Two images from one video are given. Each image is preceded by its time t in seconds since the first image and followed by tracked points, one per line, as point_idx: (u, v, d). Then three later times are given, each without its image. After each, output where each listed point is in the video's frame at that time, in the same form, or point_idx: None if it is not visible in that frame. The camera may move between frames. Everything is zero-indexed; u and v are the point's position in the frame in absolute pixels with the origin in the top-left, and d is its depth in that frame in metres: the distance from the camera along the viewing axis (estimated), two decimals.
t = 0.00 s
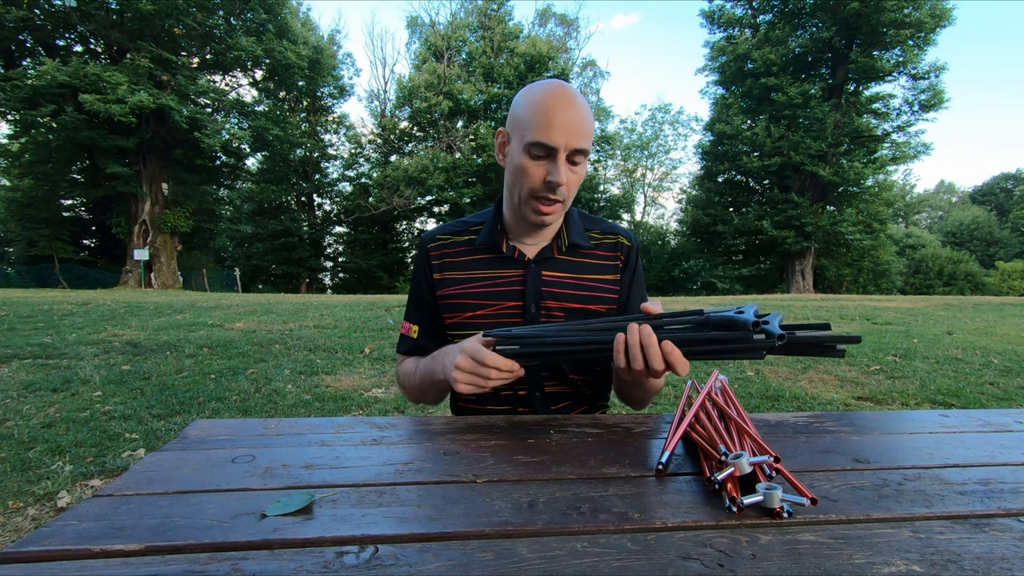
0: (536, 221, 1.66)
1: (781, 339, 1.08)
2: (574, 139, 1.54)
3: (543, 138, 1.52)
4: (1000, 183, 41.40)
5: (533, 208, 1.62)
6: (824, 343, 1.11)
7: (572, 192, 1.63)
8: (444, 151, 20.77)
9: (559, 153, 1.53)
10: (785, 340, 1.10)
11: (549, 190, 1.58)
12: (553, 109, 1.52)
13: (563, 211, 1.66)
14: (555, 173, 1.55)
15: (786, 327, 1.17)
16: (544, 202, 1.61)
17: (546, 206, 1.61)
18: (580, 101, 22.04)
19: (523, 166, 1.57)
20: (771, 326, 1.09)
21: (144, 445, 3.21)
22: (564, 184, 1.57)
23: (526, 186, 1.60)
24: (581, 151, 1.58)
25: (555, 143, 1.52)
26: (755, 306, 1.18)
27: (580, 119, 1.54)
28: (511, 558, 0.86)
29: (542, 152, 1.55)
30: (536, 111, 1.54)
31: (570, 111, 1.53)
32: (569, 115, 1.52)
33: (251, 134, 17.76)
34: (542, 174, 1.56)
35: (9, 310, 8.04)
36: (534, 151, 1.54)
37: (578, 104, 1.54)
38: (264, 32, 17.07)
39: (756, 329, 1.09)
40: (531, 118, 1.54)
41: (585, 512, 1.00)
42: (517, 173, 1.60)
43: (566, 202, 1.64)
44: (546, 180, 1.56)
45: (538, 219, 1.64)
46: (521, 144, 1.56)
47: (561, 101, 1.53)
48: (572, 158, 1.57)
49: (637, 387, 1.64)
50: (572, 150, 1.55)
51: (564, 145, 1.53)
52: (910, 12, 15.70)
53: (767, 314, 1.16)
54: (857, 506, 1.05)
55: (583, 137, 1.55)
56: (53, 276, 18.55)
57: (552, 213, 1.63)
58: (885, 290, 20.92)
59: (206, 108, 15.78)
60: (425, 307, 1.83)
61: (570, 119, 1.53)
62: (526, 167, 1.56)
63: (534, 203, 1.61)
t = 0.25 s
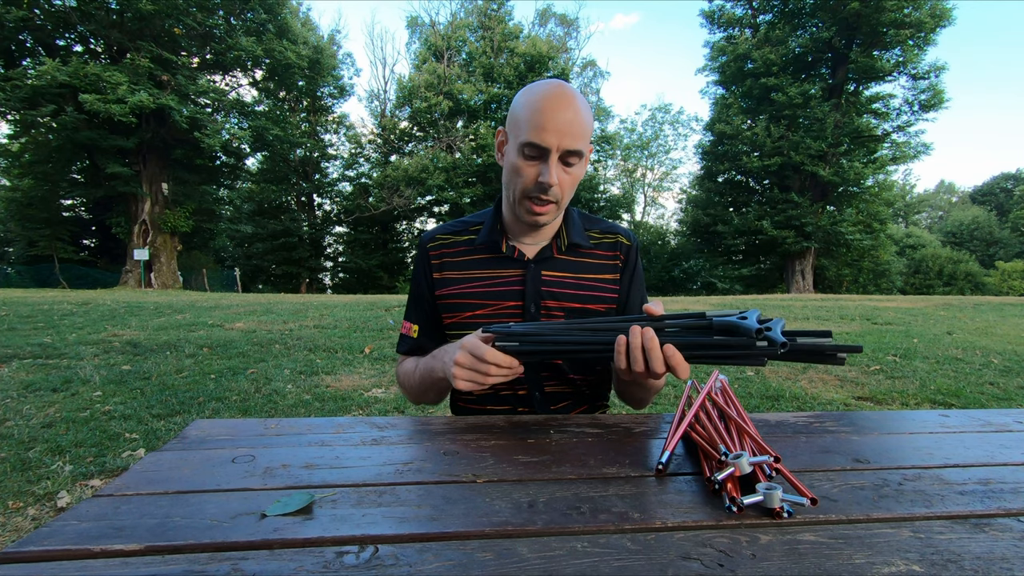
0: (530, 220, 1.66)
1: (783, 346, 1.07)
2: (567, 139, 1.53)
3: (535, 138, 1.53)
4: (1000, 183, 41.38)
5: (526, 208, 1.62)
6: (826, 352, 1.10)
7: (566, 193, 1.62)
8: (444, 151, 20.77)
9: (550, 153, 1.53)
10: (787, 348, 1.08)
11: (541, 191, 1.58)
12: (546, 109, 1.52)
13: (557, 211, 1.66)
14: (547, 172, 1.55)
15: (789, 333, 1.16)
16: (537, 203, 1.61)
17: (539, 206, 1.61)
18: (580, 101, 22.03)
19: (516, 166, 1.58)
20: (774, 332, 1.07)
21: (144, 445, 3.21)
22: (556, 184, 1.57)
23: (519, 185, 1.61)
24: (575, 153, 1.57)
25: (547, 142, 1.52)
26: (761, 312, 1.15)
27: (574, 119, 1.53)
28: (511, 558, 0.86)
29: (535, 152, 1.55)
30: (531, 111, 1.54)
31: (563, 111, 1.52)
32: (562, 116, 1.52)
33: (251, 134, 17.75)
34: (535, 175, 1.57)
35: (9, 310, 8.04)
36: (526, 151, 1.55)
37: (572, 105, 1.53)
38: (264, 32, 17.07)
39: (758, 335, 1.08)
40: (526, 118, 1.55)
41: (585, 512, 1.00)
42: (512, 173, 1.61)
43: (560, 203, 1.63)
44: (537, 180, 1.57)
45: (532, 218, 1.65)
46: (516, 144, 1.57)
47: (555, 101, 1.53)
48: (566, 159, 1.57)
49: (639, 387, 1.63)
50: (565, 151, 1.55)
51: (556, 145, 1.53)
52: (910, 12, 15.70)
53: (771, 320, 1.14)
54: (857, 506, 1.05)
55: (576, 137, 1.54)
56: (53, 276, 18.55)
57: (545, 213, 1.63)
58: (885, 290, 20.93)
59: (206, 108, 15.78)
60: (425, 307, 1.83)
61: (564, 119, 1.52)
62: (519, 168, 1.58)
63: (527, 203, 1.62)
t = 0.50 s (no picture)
0: (530, 217, 1.65)
1: (782, 345, 1.06)
2: (564, 133, 1.54)
3: (532, 132, 1.54)
4: (1000, 183, 41.37)
5: (526, 202, 1.61)
6: (824, 351, 1.11)
7: (565, 186, 1.61)
8: (444, 151, 20.76)
9: (548, 147, 1.54)
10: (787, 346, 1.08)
11: (540, 183, 1.57)
12: (542, 104, 1.54)
13: (557, 206, 1.64)
14: (545, 164, 1.54)
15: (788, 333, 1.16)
16: (536, 197, 1.60)
17: (538, 201, 1.60)
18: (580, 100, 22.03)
19: (515, 161, 1.58)
20: (774, 331, 1.06)
21: (144, 445, 3.21)
22: (555, 177, 1.56)
23: (517, 181, 1.60)
24: (572, 146, 1.57)
25: (544, 136, 1.53)
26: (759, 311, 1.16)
27: (570, 113, 1.54)
28: (511, 558, 0.86)
29: (533, 145, 1.55)
30: (527, 108, 1.56)
31: (560, 105, 1.54)
32: (557, 109, 1.53)
33: (251, 134, 17.75)
34: (532, 168, 1.57)
35: (9, 310, 8.03)
36: (525, 145, 1.56)
37: (568, 99, 1.55)
38: (264, 32, 17.07)
39: (758, 334, 1.08)
40: (523, 115, 1.56)
41: (585, 512, 1.00)
42: (511, 168, 1.61)
43: (559, 197, 1.62)
44: (535, 172, 1.56)
45: (531, 215, 1.63)
46: (515, 139, 1.57)
47: (551, 97, 1.55)
48: (563, 153, 1.57)
49: (637, 387, 1.63)
50: (562, 144, 1.55)
51: (553, 138, 1.53)
52: (910, 12, 15.70)
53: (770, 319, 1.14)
54: (857, 506, 1.05)
55: (572, 131, 1.55)
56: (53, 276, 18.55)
57: (544, 208, 1.61)
58: (885, 290, 20.94)
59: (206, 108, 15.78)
60: (424, 307, 1.83)
61: (560, 113, 1.53)
62: (517, 161, 1.57)
63: (526, 198, 1.61)
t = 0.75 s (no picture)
0: (531, 214, 1.64)
1: (778, 322, 1.10)
2: (564, 127, 1.55)
3: (531, 128, 1.55)
4: (999, 183, 41.34)
5: (526, 199, 1.61)
6: (817, 328, 1.10)
7: (566, 183, 1.61)
8: (444, 151, 20.76)
9: (548, 142, 1.54)
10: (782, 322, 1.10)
11: (540, 179, 1.57)
12: (542, 100, 1.55)
13: (558, 204, 1.63)
14: (546, 159, 1.54)
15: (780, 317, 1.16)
16: (537, 193, 1.60)
17: (540, 197, 1.59)
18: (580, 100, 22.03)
19: (515, 158, 1.58)
20: (768, 310, 1.11)
21: (144, 445, 3.21)
22: (555, 172, 1.56)
23: (518, 177, 1.60)
24: (572, 143, 1.58)
25: (544, 131, 1.54)
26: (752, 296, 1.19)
27: (570, 108, 1.56)
28: (511, 557, 0.86)
29: (532, 141, 1.56)
30: (526, 105, 1.57)
31: (560, 101, 1.55)
32: (556, 105, 1.54)
33: (251, 134, 17.75)
34: (534, 163, 1.57)
35: (9, 310, 8.03)
36: (525, 141, 1.56)
37: (568, 95, 1.56)
38: (264, 32, 17.07)
39: (753, 313, 1.11)
40: (522, 112, 1.57)
41: (585, 512, 1.00)
42: (511, 166, 1.61)
43: (561, 193, 1.61)
44: (536, 168, 1.56)
45: (532, 212, 1.62)
46: (515, 136, 1.58)
47: (550, 93, 1.56)
48: (564, 149, 1.58)
49: (636, 385, 1.63)
50: (563, 139, 1.56)
51: (553, 134, 1.55)
52: (909, 12, 15.70)
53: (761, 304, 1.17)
54: (857, 507, 1.05)
55: (573, 126, 1.56)
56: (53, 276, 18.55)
57: (546, 205, 1.60)
58: (885, 290, 20.94)
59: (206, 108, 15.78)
60: (424, 308, 1.83)
61: (561, 108, 1.54)
62: (518, 158, 1.58)
63: (527, 195, 1.60)
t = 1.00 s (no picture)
0: (531, 211, 1.63)
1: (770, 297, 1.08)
2: (563, 124, 1.55)
3: (530, 125, 1.55)
4: (999, 183, 41.32)
5: (527, 196, 1.60)
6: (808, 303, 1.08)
7: (567, 180, 1.60)
8: (444, 151, 20.75)
9: (548, 138, 1.54)
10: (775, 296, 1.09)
11: (541, 175, 1.57)
12: (541, 97, 1.55)
13: (558, 200, 1.63)
14: (545, 156, 1.54)
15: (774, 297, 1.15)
16: (537, 190, 1.59)
17: (540, 192, 1.59)
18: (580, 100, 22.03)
19: (515, 155, 1.58)
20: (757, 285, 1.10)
21: (144, 445, 3.21)
22: (555, 168, 1.55)
23: (518, 174, 1.60)
24: (572, 139, 1.58)
25: (543, 127, 1.54)
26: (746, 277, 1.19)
27: (569, 105, 1.56)
28: (510, 558, 0.86)
29: (532, 138, 1.56)
30: (526, 103, 1.58)
31: (559, 99, 1.55)
32: (556, 102, 1.54)
33: (251, 134, 17.75)
34: (533, 160, 1.56)
35: (9, 310, 8.03)
36: (525, 138, 1.56)
37: (567, 93, 1.57)
38: (264, 32, 17.07)
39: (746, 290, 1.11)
40: (521, 110, 1.58)
41: (585, 512, 1.00)
42: (511, 163, 1.61)
43: (561, 190, 1.61)
44: (536, 165, 1.56)
45: (533, 208, 1.62)
46: (514, 133, 1.58)
47: (549, 91, 1.57)
48: (563, 146, 1.58)
49: (634, 384, 1.62)
50: (562, 136, 1.56)
51: (553, 130, 1.55)
52: (910, 12, 15.69)
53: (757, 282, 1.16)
54: (858, 506, 1.05)
55: (572, 123, 1.56)
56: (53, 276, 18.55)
57: (546, 201, 1.60)
58: (885, 290, 20.95)
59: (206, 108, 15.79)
60: (424, 308, 1.83)
61: (560, 105, 1.55)
62: (518, 154, 1.57)
63: (527, 191, 1.60)
